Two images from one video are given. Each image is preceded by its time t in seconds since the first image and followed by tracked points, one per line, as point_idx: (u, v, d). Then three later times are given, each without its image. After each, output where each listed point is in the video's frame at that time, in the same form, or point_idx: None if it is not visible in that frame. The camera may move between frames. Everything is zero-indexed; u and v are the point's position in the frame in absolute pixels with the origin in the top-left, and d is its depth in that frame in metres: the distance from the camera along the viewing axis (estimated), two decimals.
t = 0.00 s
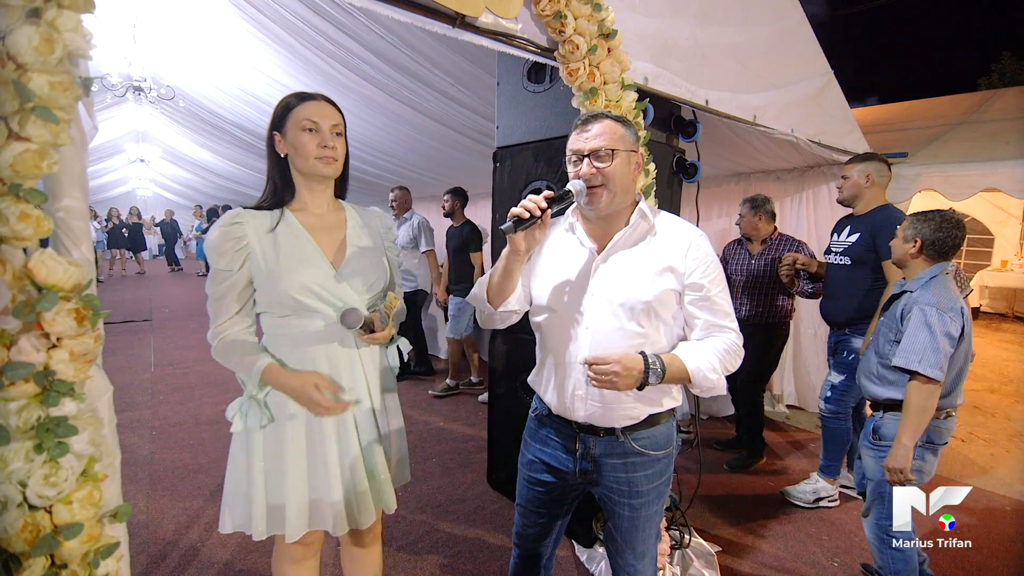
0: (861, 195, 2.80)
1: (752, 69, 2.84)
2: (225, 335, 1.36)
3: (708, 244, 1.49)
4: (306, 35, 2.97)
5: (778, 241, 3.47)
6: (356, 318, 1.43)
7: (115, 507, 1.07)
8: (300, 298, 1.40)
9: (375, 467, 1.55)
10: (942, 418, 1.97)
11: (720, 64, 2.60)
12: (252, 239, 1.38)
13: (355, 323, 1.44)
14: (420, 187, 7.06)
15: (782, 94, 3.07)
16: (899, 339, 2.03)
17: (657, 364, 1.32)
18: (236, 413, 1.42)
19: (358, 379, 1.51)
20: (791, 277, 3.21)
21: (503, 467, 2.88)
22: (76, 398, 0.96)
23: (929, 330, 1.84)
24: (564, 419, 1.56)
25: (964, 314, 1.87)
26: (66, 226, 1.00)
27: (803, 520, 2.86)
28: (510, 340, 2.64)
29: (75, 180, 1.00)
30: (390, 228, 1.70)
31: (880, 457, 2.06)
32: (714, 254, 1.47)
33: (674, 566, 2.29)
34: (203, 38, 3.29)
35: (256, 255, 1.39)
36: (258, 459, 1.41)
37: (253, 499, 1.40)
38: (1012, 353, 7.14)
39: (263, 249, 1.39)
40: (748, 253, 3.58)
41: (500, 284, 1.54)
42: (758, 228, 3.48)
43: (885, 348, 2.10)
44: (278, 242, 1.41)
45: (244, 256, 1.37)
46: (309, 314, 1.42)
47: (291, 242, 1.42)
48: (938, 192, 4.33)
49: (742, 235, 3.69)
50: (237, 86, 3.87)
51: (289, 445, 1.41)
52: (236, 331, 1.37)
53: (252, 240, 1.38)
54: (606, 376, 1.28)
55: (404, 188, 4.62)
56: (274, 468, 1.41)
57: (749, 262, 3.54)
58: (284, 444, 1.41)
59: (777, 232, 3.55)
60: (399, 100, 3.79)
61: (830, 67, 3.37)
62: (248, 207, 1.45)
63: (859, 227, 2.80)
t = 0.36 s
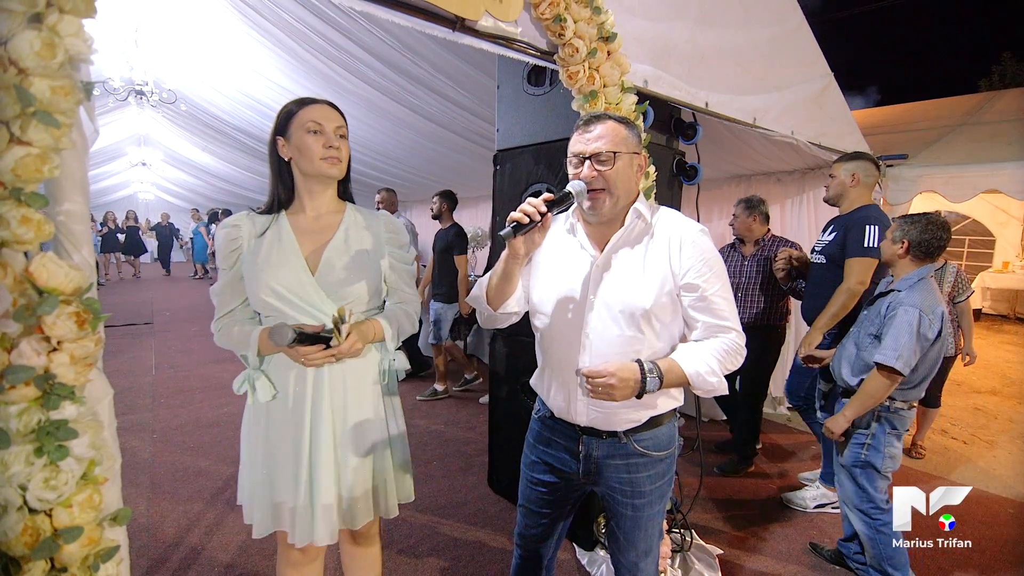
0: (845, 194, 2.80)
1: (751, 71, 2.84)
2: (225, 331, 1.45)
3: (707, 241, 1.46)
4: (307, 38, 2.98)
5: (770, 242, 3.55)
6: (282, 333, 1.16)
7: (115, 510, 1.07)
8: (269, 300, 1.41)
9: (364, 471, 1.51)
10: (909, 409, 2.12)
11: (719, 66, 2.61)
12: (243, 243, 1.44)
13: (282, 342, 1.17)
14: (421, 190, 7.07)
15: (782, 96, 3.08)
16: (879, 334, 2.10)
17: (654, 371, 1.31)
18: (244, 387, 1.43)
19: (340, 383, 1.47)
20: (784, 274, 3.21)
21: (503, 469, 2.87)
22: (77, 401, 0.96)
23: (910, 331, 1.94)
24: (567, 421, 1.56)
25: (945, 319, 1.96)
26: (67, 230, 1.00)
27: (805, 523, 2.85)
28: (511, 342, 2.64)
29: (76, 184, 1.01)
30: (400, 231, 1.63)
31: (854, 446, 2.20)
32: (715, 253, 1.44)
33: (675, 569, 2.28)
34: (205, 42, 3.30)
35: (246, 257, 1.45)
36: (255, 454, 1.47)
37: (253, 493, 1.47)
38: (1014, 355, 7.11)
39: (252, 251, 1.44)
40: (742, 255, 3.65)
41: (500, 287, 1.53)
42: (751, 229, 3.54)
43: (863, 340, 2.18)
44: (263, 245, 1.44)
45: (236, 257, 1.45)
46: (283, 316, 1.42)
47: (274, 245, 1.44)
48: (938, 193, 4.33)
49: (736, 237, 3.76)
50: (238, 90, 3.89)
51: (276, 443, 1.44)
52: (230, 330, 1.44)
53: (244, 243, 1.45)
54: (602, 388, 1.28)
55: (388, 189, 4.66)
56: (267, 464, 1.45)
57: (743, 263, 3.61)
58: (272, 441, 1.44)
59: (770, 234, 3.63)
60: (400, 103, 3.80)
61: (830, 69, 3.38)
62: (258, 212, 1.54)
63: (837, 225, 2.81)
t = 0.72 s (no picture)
0: (834, 197, 2.82)
1: (747, 74, 2.85)
2: (220, 333, 1.43)
3: (701, 247, 1.47)
4: (305, 41, 2.99)
5: (760, 243, 3.54)
6: (284, 333, 1.17)
7: (110, 512, 1.07)
8: (269, 302, 1.42)
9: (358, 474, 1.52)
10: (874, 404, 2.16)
11: (715, 68, 2.62)
12: (242, 245, 1.45)
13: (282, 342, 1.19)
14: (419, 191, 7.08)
15: (778, 98, 3.09)
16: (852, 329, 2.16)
17: (638, 377, 1.32)
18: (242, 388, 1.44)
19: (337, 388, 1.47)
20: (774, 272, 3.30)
21: (501, 470, 2.87)
22: (72, 403, 0.96)
23: (875, 326, 2.02)
24: (561, 422, 1.56)
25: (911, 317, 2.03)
26: (63, 232, 1.00)
27: (801, 524, 2.85)
28: (508, 344, 2.64)
29: (72, 186, 1.01)
30: (395, 230, 1.65)
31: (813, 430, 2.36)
32: (706, 258, 1.45)
33: (672, 570, 2.29)
34: (203, 44, 3.31)
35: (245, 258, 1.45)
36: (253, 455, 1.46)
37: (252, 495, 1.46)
38: (1011, 355, 7.14)
39: (251, 253, 1.45)
40: (731, 255, 3.63)
41: (494, 289, 1.54)
42: (745, 229, 3.51)
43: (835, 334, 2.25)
44: (262, 248, 1.45)
45: (235, 259, 1.45)
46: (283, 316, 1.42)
47: (274, 248, 1.45)
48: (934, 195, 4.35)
49: (725, 237, 3.74)
50: (236, 91, 3.89)
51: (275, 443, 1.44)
52: (227, 331, 1.43)
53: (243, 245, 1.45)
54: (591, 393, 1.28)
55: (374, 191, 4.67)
56: (265, 466, 1.45)
57: (731, 263, 3.60)
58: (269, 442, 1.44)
59: (759, 235, 3.63)
60: (398, 105, 3.81)
61: (825, 71, 3.40)
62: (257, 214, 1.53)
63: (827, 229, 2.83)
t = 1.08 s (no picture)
0: (841, 196, 2.82)
1: (749, 70, 2.84)
2: (244, 337, 1.33)
3: (705, 245, 1.48)
4: (305, 37, 2.98)
5: (750, 238, 3.58)
6: (377, 324, 1.39)
7: (113, 506, 1.08)
8: (306, 299, 1.42)
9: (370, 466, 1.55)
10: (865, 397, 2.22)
11: (717, 65, 2.61)
12: (258, 239, 1.37)
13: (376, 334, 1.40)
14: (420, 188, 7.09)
15: (780, 94, 3.08)
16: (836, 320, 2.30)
17: (646, 373, 1.32)
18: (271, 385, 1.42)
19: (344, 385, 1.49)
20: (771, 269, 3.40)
21: (502, 467, 2.88)
22: (75, 398, 0.97)
23: (844, 307, 2.16)
24: (561, 418, 1.57)
25: (876, 286, 2.13)
26: (65, 228, 1.01)
27: (802, 520, 2.85)
28: (509, 340, 2.65)
29: (74, 183, 1.01)
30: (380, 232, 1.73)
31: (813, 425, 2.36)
32: (711, 256, 1.45)
33: (672, 566, 2.29)
34: (204, 41, 3.31)
35: (265, 255, 1.38)
36: (255, 451, 1.43)
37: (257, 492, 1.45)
38: (1014, 352, 7.12)
39: (272, 248, 1.39)
40: (722, 251, 3.68)
41: (500, 280, 1.55)
42: (736, 226, 3.57)
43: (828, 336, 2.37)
44: (287, 244, 1.41)
45: (254, 256, 1.36)
46: (321, 311, 1.44)
47: (299, 243, 1.43)
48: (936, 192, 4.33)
49: (716, 233, 3.77)
50: (236, 88, 3.89)
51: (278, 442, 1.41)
52: (253, 334, 1.34)
53: (260, 240, 1.38)
54: (599, 388, 1.28)
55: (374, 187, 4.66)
56: (267, 464, 1.42)
57: (724, 258, 3.65)
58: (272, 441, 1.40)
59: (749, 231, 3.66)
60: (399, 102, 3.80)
61: (827, 67, 3.38)
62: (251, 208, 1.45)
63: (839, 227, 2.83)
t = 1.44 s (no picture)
0: (858, 199, 2.81)
1: (754, 72, 2.84)
2: (275, 341, 1.32)
3: (715, 250, 1.48)
4: (312, 41, 3.00)
5: (755, 239, 3.60)
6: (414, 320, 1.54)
7: (123, 506, 1.09)
8: (332, 301, 1.44)
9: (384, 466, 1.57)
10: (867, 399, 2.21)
11: (722, 67, 2.61)
12: (282, 243, 1.37)
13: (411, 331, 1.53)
14: (424, 191, 7.10)
15: (785, 96, 3.08)
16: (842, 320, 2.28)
17: (657, 376, 1.32)
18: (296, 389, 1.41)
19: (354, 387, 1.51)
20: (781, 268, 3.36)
21: (507, 469, 2.88)
22: (86, 399, 0.98)
23: (858, 302, 2.14)
24: (568, 419, 1.57)
25: (885, 289, 2.14)
26: (77, 231, 1.02)
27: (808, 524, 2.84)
28: (514, 342, 2.65)
29: (85, 186, 1.03)
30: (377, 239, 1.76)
31: (809, 423, 2.36)
32: (722, 261, 1.46)
33: (677, 569, 2.29)
34: (211, 45, 3.34)
35: (289, 257, 1.38)
36: (269, 457, 1.42)
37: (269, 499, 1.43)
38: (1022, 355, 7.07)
39: (296, 251, 1.39)
40: (728, 253, 3.69)
41: (509, 279, 1.56)
42: (742, 228, 3.60)
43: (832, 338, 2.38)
44: (310, 246, 1.42)
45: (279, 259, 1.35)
46: (344, 312, 1.48)
47: (320, 245, 1.44)
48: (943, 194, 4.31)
49: (721, 236, 3.79)
50: (243, 91, 3.92)
51: (287, 443, 1.41)
52: (284, 337, 1.33)
53: (285, 243, 1.37)
54: (611, 394, 1.28)
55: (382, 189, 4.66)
56: (273, 465, 1.42)
57: (730, 261, 3.66)
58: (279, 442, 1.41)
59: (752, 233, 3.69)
60: (404, 104, 3.82)
61: (833, 69, 3.37)
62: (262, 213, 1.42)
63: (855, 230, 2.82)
